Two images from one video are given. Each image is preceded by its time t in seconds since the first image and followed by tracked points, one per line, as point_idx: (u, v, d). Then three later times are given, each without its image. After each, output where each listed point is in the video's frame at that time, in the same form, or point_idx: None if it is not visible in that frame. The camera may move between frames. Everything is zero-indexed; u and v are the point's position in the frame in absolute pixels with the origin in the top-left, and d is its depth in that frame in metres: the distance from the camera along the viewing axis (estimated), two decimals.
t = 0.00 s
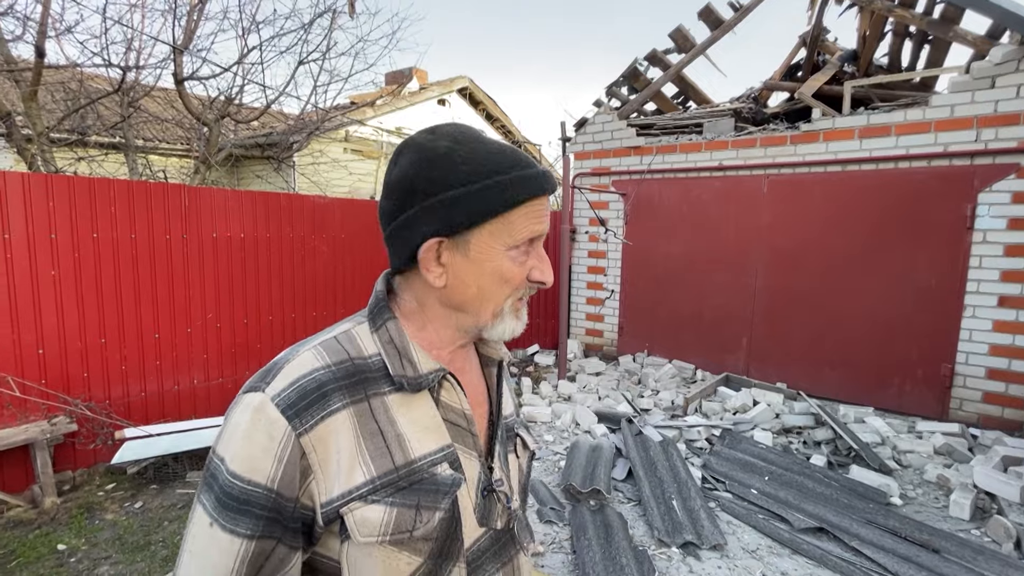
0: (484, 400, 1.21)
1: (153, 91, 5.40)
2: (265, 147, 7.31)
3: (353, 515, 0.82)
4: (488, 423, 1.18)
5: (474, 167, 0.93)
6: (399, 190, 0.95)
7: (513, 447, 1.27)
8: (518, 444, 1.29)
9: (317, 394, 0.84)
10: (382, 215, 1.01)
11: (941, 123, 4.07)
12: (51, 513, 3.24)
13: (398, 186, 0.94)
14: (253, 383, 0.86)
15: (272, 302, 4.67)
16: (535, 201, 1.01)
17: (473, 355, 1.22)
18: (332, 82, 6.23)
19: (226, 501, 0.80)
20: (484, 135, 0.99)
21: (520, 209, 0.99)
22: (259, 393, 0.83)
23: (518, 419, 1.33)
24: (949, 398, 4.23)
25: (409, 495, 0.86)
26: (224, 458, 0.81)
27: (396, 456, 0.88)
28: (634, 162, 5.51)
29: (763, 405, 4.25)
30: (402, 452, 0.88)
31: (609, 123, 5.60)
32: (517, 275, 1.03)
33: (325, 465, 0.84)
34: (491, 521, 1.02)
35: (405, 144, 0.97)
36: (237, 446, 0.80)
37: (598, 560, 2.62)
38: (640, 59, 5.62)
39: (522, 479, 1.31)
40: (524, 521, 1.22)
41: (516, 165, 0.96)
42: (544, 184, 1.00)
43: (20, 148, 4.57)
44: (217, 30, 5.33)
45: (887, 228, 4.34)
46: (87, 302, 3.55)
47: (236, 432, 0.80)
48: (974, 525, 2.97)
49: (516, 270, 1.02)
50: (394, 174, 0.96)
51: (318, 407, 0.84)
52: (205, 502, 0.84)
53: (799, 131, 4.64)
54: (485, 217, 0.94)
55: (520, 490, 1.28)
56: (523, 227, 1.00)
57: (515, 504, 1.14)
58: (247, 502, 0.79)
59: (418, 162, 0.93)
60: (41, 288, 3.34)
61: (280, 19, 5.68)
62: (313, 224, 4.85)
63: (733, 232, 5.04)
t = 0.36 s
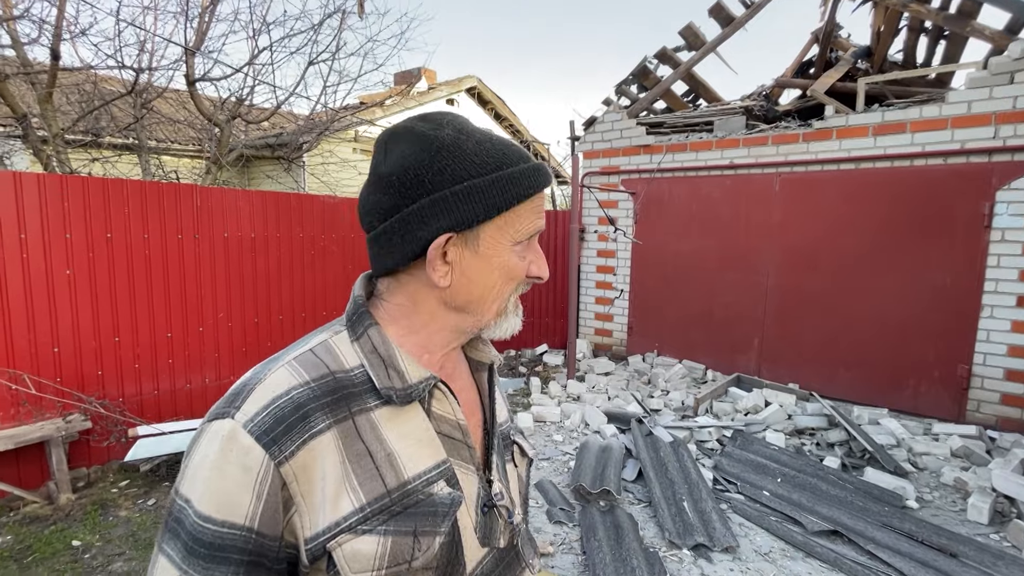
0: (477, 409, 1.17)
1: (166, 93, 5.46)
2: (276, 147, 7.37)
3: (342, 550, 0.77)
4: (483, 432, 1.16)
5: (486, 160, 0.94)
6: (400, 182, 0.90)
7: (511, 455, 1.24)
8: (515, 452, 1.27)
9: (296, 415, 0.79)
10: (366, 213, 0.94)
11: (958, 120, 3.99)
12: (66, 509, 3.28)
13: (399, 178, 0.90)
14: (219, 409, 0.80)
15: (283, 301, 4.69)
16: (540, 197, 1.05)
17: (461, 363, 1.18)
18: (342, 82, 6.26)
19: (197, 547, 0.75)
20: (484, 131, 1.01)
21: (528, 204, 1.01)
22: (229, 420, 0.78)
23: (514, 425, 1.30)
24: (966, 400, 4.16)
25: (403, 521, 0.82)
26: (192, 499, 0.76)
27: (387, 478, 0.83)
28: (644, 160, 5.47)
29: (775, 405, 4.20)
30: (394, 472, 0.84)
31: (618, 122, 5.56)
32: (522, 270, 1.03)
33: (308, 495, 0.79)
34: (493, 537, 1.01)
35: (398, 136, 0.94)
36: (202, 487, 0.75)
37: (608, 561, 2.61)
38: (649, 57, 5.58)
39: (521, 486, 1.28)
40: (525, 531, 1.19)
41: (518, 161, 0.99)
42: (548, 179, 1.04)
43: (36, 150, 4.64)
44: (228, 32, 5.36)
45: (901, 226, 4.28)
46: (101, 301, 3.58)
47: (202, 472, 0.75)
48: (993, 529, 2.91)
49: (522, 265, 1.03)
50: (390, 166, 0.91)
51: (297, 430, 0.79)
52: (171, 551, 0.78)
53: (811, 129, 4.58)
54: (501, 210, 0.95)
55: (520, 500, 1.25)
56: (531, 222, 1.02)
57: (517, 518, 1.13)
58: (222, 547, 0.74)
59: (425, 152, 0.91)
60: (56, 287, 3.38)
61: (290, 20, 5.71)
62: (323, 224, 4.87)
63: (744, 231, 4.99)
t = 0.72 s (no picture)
0: (464, 421, 1.16)
1: (178, 94, 5.52)
2: (286, 148, 7.42)
3: None
4: (470, 449, 1.14)
5: (451, 140, 0.93)
6: (358, 173, 0.89)
7: (502, 471, 1.22)
8: (508, 468, 1.25)
9: (245, 450, 0.77)
10: (327, 210, 0.94)
11: (974, 118, 3.93)
12: (80, 506, 3.32)
13: (356, 170, 0.89)
14: (161, 443, 0.78)
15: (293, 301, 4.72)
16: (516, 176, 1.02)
17: (445, 374, 1.17)
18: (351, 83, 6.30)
19: None
20: (449, 110, 0.98)
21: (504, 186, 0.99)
22: (168, 459, 0.75)
23: (506, 436, 1.28)
24: (982, 402, 4.09)
25: (371, 562, 0.81)
26: (125, 550, 0.74)
27: (354, 517, 0.82)
28: (653, 160, 5.44)
29: (786, 407, 4.16)
30: (361, 509, 0.83)
31: (627, 121, 5.53)
32: (507, 259, 1.02)
33: (261, 540, 0.79)
34: (480, 565, 0.99)
35: (356, 125, 0.93)
36: (139, 534, 0.72)
37: (618, 562, 2.59)
38: (658, 56, 5.55)
39: (515, 504, 1.26)
40: (518, 553, 1.17)
41: (492, 140, 0.97)
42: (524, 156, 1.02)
43: (52, 151, 4.70)
44: (239, 34, 5.41)
45: (916, 226, 4.22)
46: (114, 300, 3.62)
47: (138, 521, 0.72)
48: (1010, 534, 2.86)
49: (506, 254, 1.02)
50: (347, 157, 0.90)
51: (246, 467, 0.77)
52: None
53: (823, 128, 4.53)
54: (472, 194, 0.94)
55: (514, 519, 1.23)
56: (509, 206, 1.00)
57: (509, 542, 1.10)
58: None
59: (384, 139, 0.89)
60: (71, 286, 3.42)
61: (300, 22, 5.76)
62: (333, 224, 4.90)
63: (755, 231, 4.95)
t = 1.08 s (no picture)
0: (468, 420, 1.17)
1: (189, 98, 5.58)
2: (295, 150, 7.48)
3: None
4: (476, 447, 1.15)
5: (426, 134, 0.93)
6: (337, 176, 0.90)
7: (508, 470, 1.22)
8: (514, 467, 1.25)
9: (246, 454, 0.78)
10: (311, 216, 0.95)
11: (987, 118, 3.89)
12: (93, 504, 3.36)
13: (335, 173, 0.90)
14: (163, 450, 0.79)
15: (302, 302, 4.75)
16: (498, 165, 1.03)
17: (448, 374, 1.17)
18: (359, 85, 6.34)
19: None
20: (424, 105, 0.98)
21: (485, 174, 1.00)
22: (170, 465, 0.76)
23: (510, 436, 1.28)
24: (996, 406, 4.04)
25: (376, 562, 0.81)
26: (129, 559, 0.74)
27: (358, 518, 0.83)
28: (661, 161, 5.42)
29: (796, 410, 4.13)
30: (365, 510, 0.83)
31: (634, 122, 5.52)
32: (498, 249, 1.03)
33: (266, 543, 0.80)
34: (488, 566, 0.99)
35: (332, 130, 0.94)
36: (144, 541, 0.73)
37: (625, 565, 2.59)
38: (666, 57, 5.53)
39: (521, 505, 1.26)
40: (525, 553, 1.17)
41: (468, 130, 0.97)
42: (504, 145, 1.02)
43: (65, 154, 4.78)
44: (249, 38, 5.47)
45: (928, 227, 4.17)
46: (127, 301, 3.67)
47: (143, 528, 0.73)
48: None
49: (496, 244, 1.02)
50: (325, 162, 0.91)
51: (248, 471, 0.78)
52: None
53: (833, 129, 4.49)
54: (453, 186, 0.94)
55: (521, 520, 1.23)
56: (493, 195, 1.01)
57: (516, 542, 1.10)
58: None
59: (359, 139, 0.90)
60: (84, 287, 3.47)
61: (309, 25, 5.80)
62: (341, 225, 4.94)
63: (764, 232, 4.92)
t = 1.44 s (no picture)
0: (480, 421, 1.17)
1: (199, 101, 5.63)
2: (303, 153, 7.52)
3: None
4: (487, 449, 1.14)
5: (456, 141, 0.93)
6: (366, 176, 0.91)
7: (520, 472, 1.21)
8: (526, 470, 1.23)
9: (264, 447, 0.79)
10: (338, 213, 0.96)
11: (1000, 117, 3.84)
12: (104, 503, 3.39)
13: (364, 173, 0.91)
14: (186, 441, 0.81)
15: (309, 304, 4.78)
16: (524, 177, 1.02)
17: (461, 375, 1.17)
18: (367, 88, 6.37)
19: None
20: (456, 113, 0.99)
21: (510, 186, 0.99)
22: (192, 456, 0.78)
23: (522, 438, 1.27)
24: (1010, 410, 3.98)
25: (388, 557, 0.82)
26: (153, 546, 0.75)
27: (371, 513, 0.83)
28: (668, 162, 5.40)
29: (805, 413, 4.09)
30: (378, 506, 0.84)
31: (641, 124, 5.50)
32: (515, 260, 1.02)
33: (282, 534, 0.80)
34: (499, 566, 0.98)
35: (365, 130, 0.94)
36: (167, 530, 0.74)
37: (632, 568, 2.58)
38: (673, 58, 5.51)
39: (533, 507, 1.25)
40: (536, 555, 1.16)
41: (498, 140, 0.97)
42: (531, 156, 1.01)
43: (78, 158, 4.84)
44: (258, 42, 5.52)
45: (940, 228, 4.12)
46: (138, 302, 3.71)
47: (166, 516, 0.74)
48: None
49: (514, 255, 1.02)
50: (356, 162, 0.92)
51: (266, 463, 0.79)
52: None
53: (842, 129, 4.45)
54: (477, 195, 0.94)
55: (532, 523, 1.22)
56: (515, 208, 1.00)
57: (528, 544, 1.09)
58: None
59: (390, 143, 0.91)
60: (96, 289, 3.51)
61: (317, 29, 5.84)
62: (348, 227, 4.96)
63: (773, 234, 4.88)
